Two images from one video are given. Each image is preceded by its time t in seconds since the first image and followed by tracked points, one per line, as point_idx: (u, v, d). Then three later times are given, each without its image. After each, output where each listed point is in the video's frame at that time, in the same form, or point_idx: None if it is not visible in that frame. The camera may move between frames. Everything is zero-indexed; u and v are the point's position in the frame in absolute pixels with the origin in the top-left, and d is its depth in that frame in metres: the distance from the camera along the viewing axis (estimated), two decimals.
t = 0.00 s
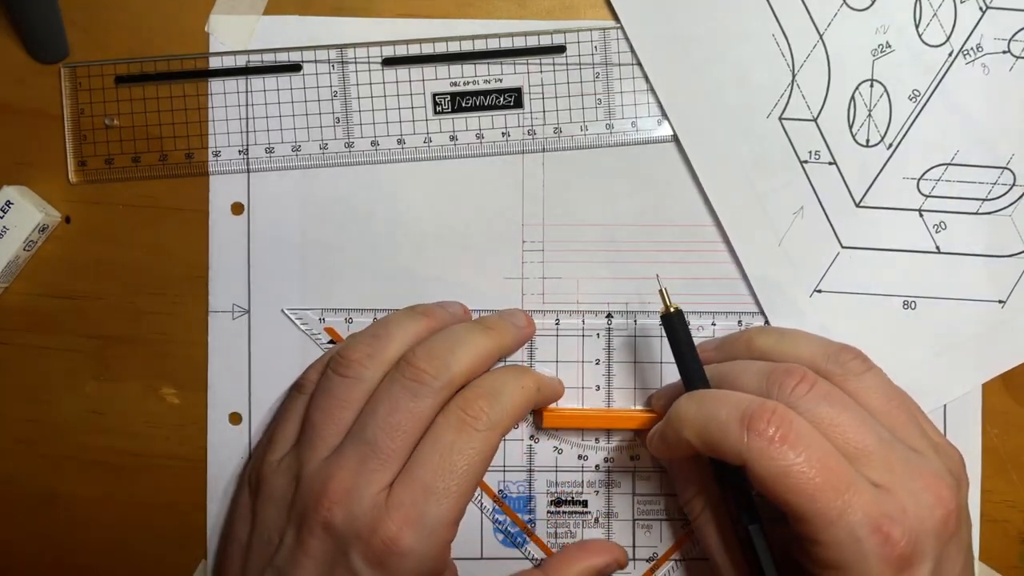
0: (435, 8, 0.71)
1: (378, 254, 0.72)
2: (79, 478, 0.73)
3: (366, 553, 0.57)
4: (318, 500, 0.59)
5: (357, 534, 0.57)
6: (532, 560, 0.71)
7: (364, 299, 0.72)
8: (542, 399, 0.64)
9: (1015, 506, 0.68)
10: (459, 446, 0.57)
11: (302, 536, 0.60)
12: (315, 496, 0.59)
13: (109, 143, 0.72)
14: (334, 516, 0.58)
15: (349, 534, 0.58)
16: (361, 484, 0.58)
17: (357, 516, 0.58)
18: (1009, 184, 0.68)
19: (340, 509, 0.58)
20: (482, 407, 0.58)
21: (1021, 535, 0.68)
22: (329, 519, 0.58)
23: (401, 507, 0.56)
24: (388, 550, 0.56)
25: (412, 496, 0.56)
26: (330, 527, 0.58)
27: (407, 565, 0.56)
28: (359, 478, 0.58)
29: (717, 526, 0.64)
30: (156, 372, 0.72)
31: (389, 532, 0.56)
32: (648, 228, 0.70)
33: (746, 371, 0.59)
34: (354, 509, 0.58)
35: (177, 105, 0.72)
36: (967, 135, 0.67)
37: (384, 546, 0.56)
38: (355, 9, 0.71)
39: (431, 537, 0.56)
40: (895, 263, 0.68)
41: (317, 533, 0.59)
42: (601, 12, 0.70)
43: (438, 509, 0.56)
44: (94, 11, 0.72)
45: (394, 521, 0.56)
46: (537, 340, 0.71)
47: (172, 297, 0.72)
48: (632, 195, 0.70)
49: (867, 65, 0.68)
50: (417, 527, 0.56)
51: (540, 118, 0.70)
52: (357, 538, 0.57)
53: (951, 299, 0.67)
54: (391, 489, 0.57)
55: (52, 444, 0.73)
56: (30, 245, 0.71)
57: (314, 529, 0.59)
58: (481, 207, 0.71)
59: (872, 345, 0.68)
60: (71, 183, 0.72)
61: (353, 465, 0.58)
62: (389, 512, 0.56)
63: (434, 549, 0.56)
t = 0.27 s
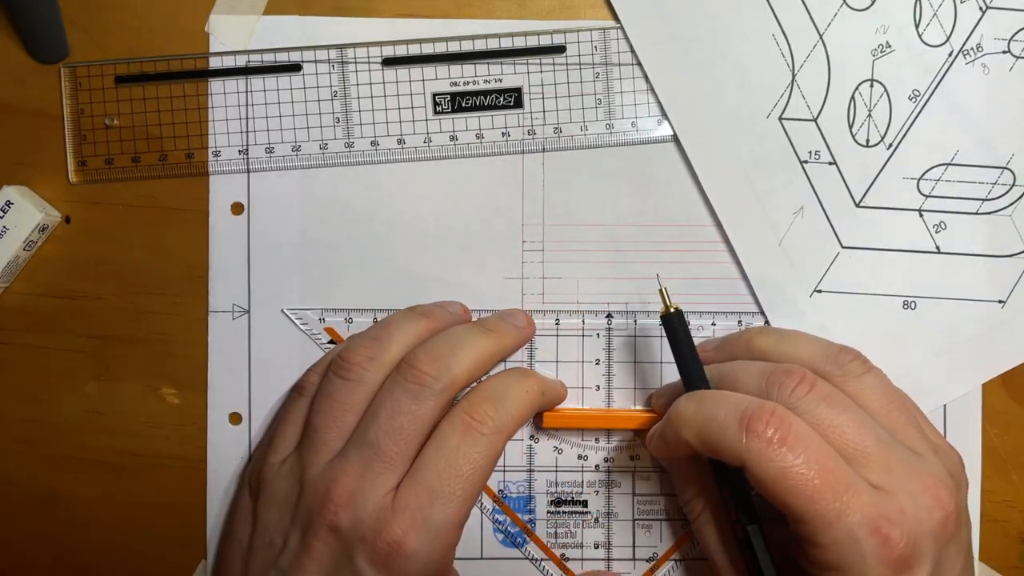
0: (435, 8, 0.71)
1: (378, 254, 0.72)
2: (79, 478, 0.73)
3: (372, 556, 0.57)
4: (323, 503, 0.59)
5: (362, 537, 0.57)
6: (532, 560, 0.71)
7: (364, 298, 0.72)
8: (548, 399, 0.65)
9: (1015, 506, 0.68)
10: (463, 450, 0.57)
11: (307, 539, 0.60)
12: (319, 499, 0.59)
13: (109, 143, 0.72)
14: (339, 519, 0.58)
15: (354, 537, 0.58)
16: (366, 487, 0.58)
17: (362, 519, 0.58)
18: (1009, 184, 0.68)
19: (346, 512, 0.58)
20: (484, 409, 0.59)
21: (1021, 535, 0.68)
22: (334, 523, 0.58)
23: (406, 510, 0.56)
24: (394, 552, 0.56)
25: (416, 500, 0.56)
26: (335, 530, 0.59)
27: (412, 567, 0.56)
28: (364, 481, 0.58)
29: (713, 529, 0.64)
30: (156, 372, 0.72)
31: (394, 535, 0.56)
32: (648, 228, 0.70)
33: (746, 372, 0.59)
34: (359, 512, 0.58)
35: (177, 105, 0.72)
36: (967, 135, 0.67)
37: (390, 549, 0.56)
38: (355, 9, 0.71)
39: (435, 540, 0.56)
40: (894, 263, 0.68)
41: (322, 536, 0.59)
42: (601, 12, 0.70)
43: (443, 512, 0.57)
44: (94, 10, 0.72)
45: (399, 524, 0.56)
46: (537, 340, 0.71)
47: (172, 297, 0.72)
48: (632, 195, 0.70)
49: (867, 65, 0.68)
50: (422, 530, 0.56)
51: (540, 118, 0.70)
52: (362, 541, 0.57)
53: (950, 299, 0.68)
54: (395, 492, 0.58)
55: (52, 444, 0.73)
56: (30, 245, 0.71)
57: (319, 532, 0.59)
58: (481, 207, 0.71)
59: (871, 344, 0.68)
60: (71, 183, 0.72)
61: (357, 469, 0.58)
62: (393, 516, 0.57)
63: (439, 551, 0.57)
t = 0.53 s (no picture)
0: (435, 8, 0.71)
1: (378, 254, 0.72)
2: (79, 479, 0.73)
3: (371, 555, 0.57)
4: (323, 503, 0.59)
5: (362, 537, 0.57)
6: (533, 560, 0.71)
7: (364, 298, 0.72)
8: (547, 398, 0.65)
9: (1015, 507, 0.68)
10: (464, 451, 0.57)
11: (306, 538, 0.60)
12: (319, 499, 0.59)
13: (109, 143, 0.72)
14: (339, 518, 0.58)
15: (354, 536, 0.58)
16: (366, 487, 0.58)
17: (361, 519, 0.58)
18: (1009, 184, 0.68)
19: (345, 511, 0.58)
20: (485, 410, 0.59)
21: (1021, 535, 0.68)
22: (334, 522, 0.58)
23: (405, 510, 0.57)
24: (393, 552, 0.56)
25: (416, 499, 0.57)
26: (334, 529, 0.59)
27: (411, 567, 0.56)
28: (363, 480, 0.58)
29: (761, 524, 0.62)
30: (156, 372, 0.72)
31: (393, 535, 0.56)
32: (648, 227, 0.70)
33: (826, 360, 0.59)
34: (358, 512, 0.58)
35: (177, 105, 0.72)
36: (967, 135, 0.67)
37: (389, 549, 0.56)
38: (355, 9, 0.71)
39: (435, 540, 0.56)
40: (894, 263, 0.68)
41: (321, 535, 0.59)
42: (601, 12, 0.70)
43: (443, 513, 0.57)
44: (94, 10, 0.72)
45: (398, 524, 0.56)
46: (537, 340, 0.71)
47: (172, 297, 0.72)
48: (632, 195, 0.70)
49: (867, 65, 0.68)
50: (421, 530, 0.56)
51: (540, 118, 0.70)
52: (362, 541, 0.57)
53: (950, 299, 0.68)
54: (395, 491, 0.58)
55: (52, 444, 0.73)
56: (30, 245, 0.71)
57: (318, 531, 0.59)
58: (481, 207, 0.71)
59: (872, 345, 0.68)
60: (71, 183, 0.72)
61: (356, 468, 0.58)
62: (393, 516, 0.57)
63: (439, 550, 0.57)
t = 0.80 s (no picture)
0: (435, 8, 0.71)
1: (378, 254, 0.72)
2: (79, 479, 0.73)
3: (370, 554, 0.57)
4: (322, 502, 0.59)
5: (361, 535, 0.57)
6: (533, 560, 0.71)
7: (364, 298, 0.72)
8: (547, 397, 0.65)
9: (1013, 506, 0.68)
10: (463, 450, 0.57)
11: (305, 536, 0.60)
12: (318, 497, 0.59)
13: (109, 143, 0.72)
14: (339, 517, 0.58)
15: (354, 535, 0.58)
16: (365, 486, 0.58)
17: (361, 517, 0.58)
18: (1008, 184, 0.68)
19: (345, 510, 0.58)
20: (484, 409, 0.59)
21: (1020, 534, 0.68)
22: (333, 521, 0.58)
23: (405, 509, 0.57)
24: (392, 551, 0.56)
25: (415, 499, 0.57)
26: (334, 528, 0.59)
27: (411, 566, 0.56)
28: (363, 479, 0.58)
29: (790, 515, 0.61)
30: (156, 372, 0.72)
31: (392, 535, 0.56)
32: (648, 227, 0.70)
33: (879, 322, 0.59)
34: (358, 511, 0.58)
35: (177, 105, 0.72)
36: (967, 135, 0.67)
37: (388, 549, 0.56)
38: (355, 9, 0.71)
39: (435, 539, 0.56)
40: (894, 263, 0.68)
41: (321, 533, 0.59)
42: (601, 12, 0.70)
43: (442, 512, 0.57)
44: (94, 10, 0.72)
45: (397, 524, 0.56)
46: (537, 340, 0.71)
47: (172, 297, 0.72)
48: (632, 195, 0.70)
49: (867, 65, 0.68)
50: (421, 529, 0.56)
51: (540, 118, 0.70)
52: (362, 540, 0.57)
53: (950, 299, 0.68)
54: (395, 490, 0.58)
55: (52, 444, 0.73)
56: (30, 245, 0.71)
57: (318, 530, 0.59)
58: (481, 207, 0.71)
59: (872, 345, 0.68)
60: (71, 183, 0.72)
61: (356, 467, 0.58)
62: (393, 515, 0.57)
63: (438, 550, 0.57)
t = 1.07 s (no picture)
0: (435, 8, 0.71)
1: (378, 254, 0.72)
2: (79, 479, 0.73)
3: (371, 554, 0.57)
4: (323, 502, 0.59)
5: (361, 535, 0.57)
6: (533, 560, 0.71)
7: (364, 298, 0.72)
8: (547, 395, 0.65)
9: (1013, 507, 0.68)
10: (463, 449, 0.58)
11: (306, 536, 0.60)
12: (319, 497, 0.59)
13: (109, 143, 0.72)
14: (340, 517, 0.58)
15: (354, 535, 0.58)
16: (366, 486, 0.58)
17: (361, 517, 0.58)
18: (1008, 184, 0.68)
19: (346, 510, 0.58)
20: (484, 408, 0.59)
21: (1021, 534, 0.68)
22: (334, 521, 0.59)
23: (405, 509, 0.56)
24: (393, 551, 0.56)
25: (415, 499, 0.57)
26: (335, 528, 0.59)
27: (411, 565, 0.56)
28: (363, 479, 0.58)
29: (781, 507, 0.61)
30: (156, 372, 0.72)
31: (393, 535, 0.56)
32: (648, 227, 0.70)
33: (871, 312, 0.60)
34: (359, 511, 0.58)
35: (177, 105, 0.72)
36: (966, 135, 0.67)
37: (389, 549, 0.56)
38: (355, 9, 0.71)
39: (435, 539, 0.56)
40: (894, 263, 0.68)
41: (321, 533, 0.59)
42: (601, 12, 0.70)
43: (442, 511, 0.57)
44: (94, 11, 0.72)
45: (398, 524, 0.56)
46: (537, 339, 0.71)
47: (172, 297, 0.72)
48: (632, 195, 0.70)
49: (868, 65, 0.68)
50: (421, 529, 0.56)
51: (540, 118, 0.70)
52: (362, 540, 0.57)
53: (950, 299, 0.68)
54: (395, 490, 0.58)
55: (52, 444, 0.73)
56: (30, 245, 0.71)
57: (318, 530, 0.59)
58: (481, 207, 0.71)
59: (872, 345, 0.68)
60: (71, 183, 0.72)
61: (356, 468, 0.58)
62: (393, 515, 0.57)
63: (439, 550, 0.57)
